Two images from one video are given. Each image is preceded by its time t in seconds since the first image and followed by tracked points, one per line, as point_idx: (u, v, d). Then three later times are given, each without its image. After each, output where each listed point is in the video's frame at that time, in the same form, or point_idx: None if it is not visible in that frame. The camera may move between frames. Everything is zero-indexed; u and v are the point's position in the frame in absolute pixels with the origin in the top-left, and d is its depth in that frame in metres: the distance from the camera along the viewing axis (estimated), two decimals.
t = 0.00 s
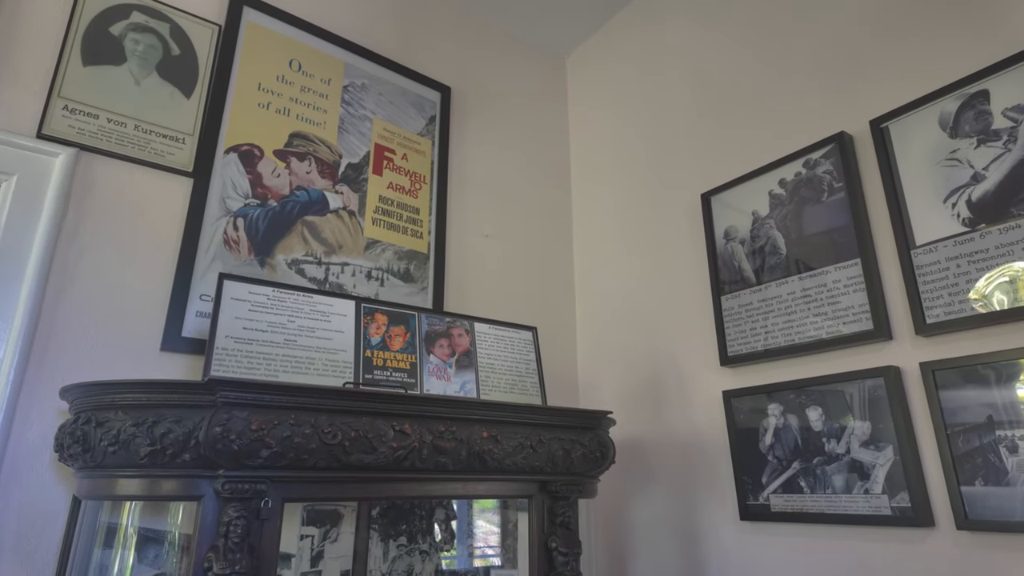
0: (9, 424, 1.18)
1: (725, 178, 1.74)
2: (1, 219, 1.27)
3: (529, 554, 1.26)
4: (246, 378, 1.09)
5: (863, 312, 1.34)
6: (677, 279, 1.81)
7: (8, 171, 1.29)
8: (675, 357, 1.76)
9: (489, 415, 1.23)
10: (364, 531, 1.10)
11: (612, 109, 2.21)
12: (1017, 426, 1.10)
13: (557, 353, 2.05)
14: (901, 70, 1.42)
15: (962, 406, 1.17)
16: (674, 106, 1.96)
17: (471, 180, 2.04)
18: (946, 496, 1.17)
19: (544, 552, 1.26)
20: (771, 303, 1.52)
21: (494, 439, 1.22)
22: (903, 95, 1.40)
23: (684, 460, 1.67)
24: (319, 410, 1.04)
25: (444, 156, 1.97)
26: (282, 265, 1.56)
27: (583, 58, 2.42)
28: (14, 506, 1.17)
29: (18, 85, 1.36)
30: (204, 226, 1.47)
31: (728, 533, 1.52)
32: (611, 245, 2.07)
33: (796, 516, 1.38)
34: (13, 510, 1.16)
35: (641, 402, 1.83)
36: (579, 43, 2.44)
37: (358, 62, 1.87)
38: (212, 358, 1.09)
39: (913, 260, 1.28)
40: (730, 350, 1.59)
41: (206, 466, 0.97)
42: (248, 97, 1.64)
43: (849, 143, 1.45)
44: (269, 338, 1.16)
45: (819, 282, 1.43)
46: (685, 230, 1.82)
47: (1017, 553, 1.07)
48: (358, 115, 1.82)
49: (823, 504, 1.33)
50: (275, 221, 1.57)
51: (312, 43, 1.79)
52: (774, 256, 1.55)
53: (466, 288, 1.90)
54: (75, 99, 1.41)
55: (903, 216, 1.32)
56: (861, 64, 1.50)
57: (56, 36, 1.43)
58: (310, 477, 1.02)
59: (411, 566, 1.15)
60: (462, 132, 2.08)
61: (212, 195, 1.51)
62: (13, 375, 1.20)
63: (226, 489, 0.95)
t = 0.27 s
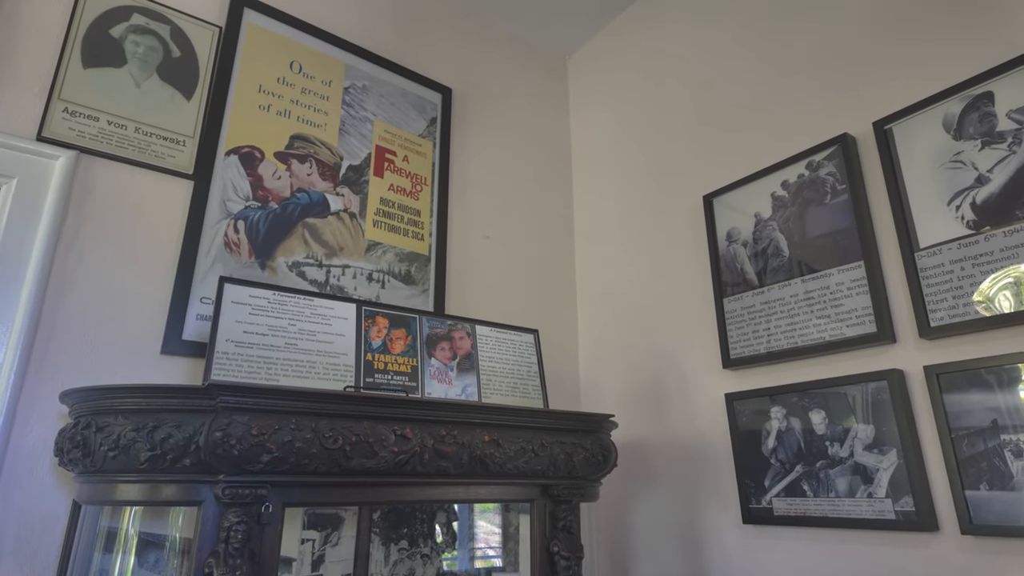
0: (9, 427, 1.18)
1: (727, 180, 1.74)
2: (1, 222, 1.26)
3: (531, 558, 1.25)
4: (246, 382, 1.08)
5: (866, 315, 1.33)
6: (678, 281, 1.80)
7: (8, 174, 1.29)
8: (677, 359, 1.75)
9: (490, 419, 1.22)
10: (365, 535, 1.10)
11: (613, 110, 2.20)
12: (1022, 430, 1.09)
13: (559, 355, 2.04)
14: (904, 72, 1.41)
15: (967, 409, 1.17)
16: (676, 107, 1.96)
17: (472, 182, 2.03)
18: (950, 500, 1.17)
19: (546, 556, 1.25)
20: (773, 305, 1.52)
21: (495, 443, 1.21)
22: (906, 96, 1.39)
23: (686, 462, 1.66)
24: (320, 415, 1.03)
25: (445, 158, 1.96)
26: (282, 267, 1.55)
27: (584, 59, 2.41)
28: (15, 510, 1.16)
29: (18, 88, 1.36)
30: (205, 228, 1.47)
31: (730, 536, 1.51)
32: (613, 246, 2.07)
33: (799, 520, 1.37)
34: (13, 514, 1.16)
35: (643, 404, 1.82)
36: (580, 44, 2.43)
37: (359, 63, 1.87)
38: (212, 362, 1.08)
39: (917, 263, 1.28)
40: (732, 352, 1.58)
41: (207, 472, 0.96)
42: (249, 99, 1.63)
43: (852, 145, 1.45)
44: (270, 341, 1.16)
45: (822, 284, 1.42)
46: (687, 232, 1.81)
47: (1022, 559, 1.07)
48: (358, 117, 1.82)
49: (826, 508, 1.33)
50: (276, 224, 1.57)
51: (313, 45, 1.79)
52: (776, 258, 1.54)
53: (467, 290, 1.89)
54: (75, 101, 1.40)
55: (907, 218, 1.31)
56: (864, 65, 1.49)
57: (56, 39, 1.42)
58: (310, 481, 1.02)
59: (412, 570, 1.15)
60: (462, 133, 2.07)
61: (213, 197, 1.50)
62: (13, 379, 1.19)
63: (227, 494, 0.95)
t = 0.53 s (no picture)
0: (9, 429, 1.18)
1: (728, 180, 1.73)
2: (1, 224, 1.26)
3: (531, 560, 1.25)
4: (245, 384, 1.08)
5: (867, 316, 1.33)
6: (679, 282, 1.80)
7: (7, 176, 1.29)
8: (678, 360, 1.75)
9: (489, 421, 1.22)
10: (365, 538, 1.09)
11: (613, 111, 2.20)
12: None
13: (559, 356, 2.04)
14: (905, 72, 1.41)
15: (967, 411, 1.16)
16: (676, 108, 1.95)
17: (472, 183, 2.03)
18: (950, 502, 1.16)
19: (546, 558, 1.25)
20: (774, 307, 1.51)
21: (495, 445, 1.21)
22: (907, 97, 1.39)
23: (686, 464, 1.66)
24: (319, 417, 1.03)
25: (445, 159, 1.96)
26: (282, 269, 1.55)
27: (585, 59, 2.41)
28: (15, 512, 1.16)
29: (18, 90, 1.36)
30: (204, 230, 1.47)
31: (731, 538, 1.51)
32: (613, 247, 2.06)
33: (799, 521, 1.37)
34: (13, 516, 1.16)
35: (643, 405, 1.82)
36: (580, 44, 2.43)
37: (359, 64, 1.87)
38: (211, 364, 1.08)
39: (917, 264, 1.27)
40: (733, 354, 1.58)
41: (205, 474, 0.96)
42: (249, 100, 1.63)
43: (852, 145, 1.44)
44: (269, 343, 1.15)
45: (823, 286, 1.42)
46: (687, 233, 1.81)
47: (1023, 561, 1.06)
48: (358, 118, 1.82)
49: (826, 510, 1.32)
50: (275, 225, 1.57)
51: (313, 46, 1.79)
52: (777, 259, 1.54)
53: (467, 292, 1.89)
54: (75, 103, 1.40)
55: (908, 219, 1.31)
56: (865, 65, 1.49)
57: (55, 41, 1.42)
58: (309, 484, 1.01)
59: (412, 572, 1.15)
60: (462, 134, 2.07)
61: (212, 199, 1.50)
62: (13, 381, 1.19)
63: (225, 497, 0.95)
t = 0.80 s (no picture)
0: (9, 430, 1.18)
1: (729, 180, 1.73)
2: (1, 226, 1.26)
3: (533, 561, 1.25)
4: (245, 385, 1.08)
5: (869, 316, 1.33)
6: (680, 282, 1.80)
7: (7, 177, 1.29)
8: (679, 360, 1.75)
9: (490, 421, 1.22)
10: (365, 539, 1.09)
11: (615, 111, 2.19)
12: None
13: (560, 357, 2.04)
14: (907, 71, 1.40)
15: (970, 412, 1.16)
16: (677, 107, 1.95)
17: (473, 183, 2.03)
18: (953, 503, 1.16)
19: (547, 559, 1.25)
20: (775, 307, 1.51)
21: (495, 445, 1.21)
22: (909, 96, 1.38)
23: (687, 464, 1.65)
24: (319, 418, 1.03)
25: (446, 158, 1.96)
26: (283, 269, 1.55)
27: (586, 59, 2.41)
28: (15, 513, 1.16)
29: (18, 90, 1.36)
30: (204, 230, 1.47)
31: (732, 539, 1.51)
32: (614, 247, 2.06)
33: (801, 522, 1.36)
34: (14, 517, 1.16)
35: (644, 405, 1.81)
36: (581, 44, 2.42)
37: (359, 64, 1.87)
38: (211, 365, 1.08)
39: (920, 264, 1.27)
40: (734, 354, 1.57)
41: (205, 475, 0.96)
42: (249, 100, 1.63)
43: (854, 145, 1.44)
44: (269, 344, 1.15)
45: (825, 285, 1.42)
46: (688, 233, 1.81)
47: None
48: (359, 118, 1.82)
49: (829, 510, 1.32)
50: (276, 225, 1.57)
51: (313, 46, 1.79)
52: (778, 259, 1.53)
53: (468, 292, 1.89)
54: (75, 104, 1.40)
55: (910, 219, 1.30)
56: (866, 64, 1.48)
57: (56, 41, 1.42)
58: (309, 485, 1.01)
59: (413, 572, 1.15)
60: (463, 134, 2.07)
61: (213, 199, 1.50)
62: (13, 382, 1.19)
63: (225, 498, 0.95)
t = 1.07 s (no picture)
0: (13, 427, 1.18)
1: (731, 178, 1.73)
2: (4, 224, 1.27)
3: (535, 559, 1.24)
4: (247, 382, 1.08)
5: (872, 313, 1.32)
6: (682, 279, 1.79)
7: (11, 175, 1.29)
8: (681, 358, 1.75)
9: (492, 418, 1.22)
10: (368, 536, 1.09)
11: (616, 109, 2.19)
12: None
13: (562, 355, 2.04)
14: (909, 68, 1.40)
15: (973, 409, 1.15)
16: (679, 105, 1.95)
17: (475, 181, 2.03)
18: (957, 500, 1.15)
19: (549, 556, 1.25)
20: (778, 304, 1.51)
21: (497, 442, 1.21)
22: (912, 92, 1.38)
23: (690, 462, 1.65)
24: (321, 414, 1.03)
25: (447, 157, 1.96)
26: (285, 267, 1.55)
27: (588, 57, 2.40)
28: (18, 510, 1.16)
29: (21, 89, 1.36)
30: (207, 228, 1.47)
31: (735, 536, 1.50)
32: (616, 246, 2.06)
33: (804, 519, 1.36)
34: (17, 513, 1.16)
35: (647, 403, 1.81)
36: (582, 42, 2.42)
37: (361, 63, 1.87)
38: (213, 362, 1.08)
39: (922, 260, 1.26)
40: (737, 351, 1.57)
41: (208, 472, 0.96)
42: (251, 99, 1.63)
43: (856, 142, 1.43)
44: (271, 341, 1.15)
45: (827, 283, 1.41)
46: (690, 231, 1.80)
47: None
48: (361, 117, 1.82)
49: (831, 508, 1.32)
50: (278, 224, 1.57)
51: (315, 44, 1.79)
52: (780, 257, 1.53)
53: (470, 290, 1.89)
54: (77, 103, 1.40)
55: (912, 216, 1.30)
56: (869, 61, 1.48)
57: (58, 40, 1.42)
58: (312, 481, 1.01)
59: (415, 570, 1.15)
60: (465, 133, 2.07)
61: (215, 197, 1.51)
62: (16, 379, 1.20)
63: (227, 494, 0.95)
